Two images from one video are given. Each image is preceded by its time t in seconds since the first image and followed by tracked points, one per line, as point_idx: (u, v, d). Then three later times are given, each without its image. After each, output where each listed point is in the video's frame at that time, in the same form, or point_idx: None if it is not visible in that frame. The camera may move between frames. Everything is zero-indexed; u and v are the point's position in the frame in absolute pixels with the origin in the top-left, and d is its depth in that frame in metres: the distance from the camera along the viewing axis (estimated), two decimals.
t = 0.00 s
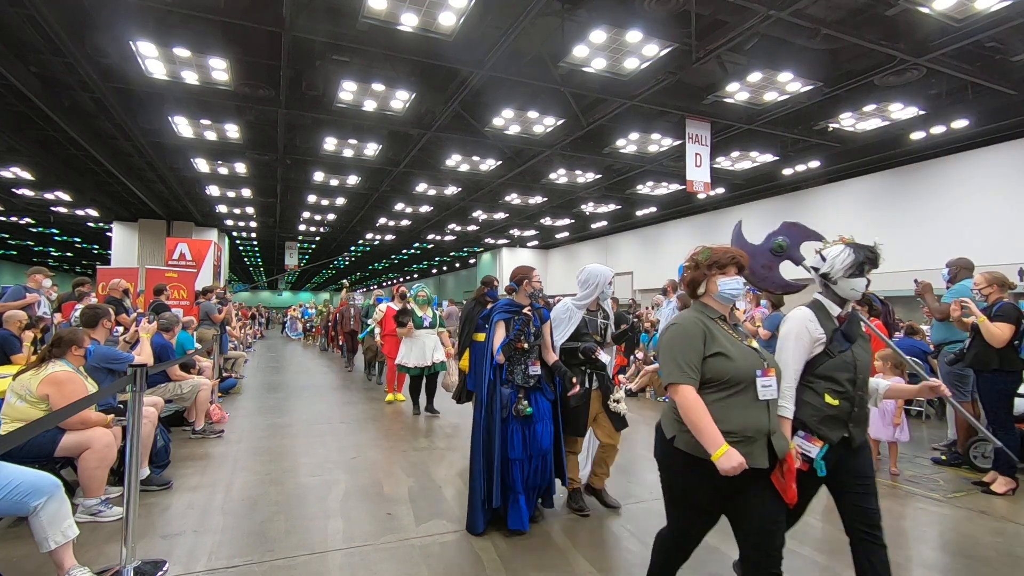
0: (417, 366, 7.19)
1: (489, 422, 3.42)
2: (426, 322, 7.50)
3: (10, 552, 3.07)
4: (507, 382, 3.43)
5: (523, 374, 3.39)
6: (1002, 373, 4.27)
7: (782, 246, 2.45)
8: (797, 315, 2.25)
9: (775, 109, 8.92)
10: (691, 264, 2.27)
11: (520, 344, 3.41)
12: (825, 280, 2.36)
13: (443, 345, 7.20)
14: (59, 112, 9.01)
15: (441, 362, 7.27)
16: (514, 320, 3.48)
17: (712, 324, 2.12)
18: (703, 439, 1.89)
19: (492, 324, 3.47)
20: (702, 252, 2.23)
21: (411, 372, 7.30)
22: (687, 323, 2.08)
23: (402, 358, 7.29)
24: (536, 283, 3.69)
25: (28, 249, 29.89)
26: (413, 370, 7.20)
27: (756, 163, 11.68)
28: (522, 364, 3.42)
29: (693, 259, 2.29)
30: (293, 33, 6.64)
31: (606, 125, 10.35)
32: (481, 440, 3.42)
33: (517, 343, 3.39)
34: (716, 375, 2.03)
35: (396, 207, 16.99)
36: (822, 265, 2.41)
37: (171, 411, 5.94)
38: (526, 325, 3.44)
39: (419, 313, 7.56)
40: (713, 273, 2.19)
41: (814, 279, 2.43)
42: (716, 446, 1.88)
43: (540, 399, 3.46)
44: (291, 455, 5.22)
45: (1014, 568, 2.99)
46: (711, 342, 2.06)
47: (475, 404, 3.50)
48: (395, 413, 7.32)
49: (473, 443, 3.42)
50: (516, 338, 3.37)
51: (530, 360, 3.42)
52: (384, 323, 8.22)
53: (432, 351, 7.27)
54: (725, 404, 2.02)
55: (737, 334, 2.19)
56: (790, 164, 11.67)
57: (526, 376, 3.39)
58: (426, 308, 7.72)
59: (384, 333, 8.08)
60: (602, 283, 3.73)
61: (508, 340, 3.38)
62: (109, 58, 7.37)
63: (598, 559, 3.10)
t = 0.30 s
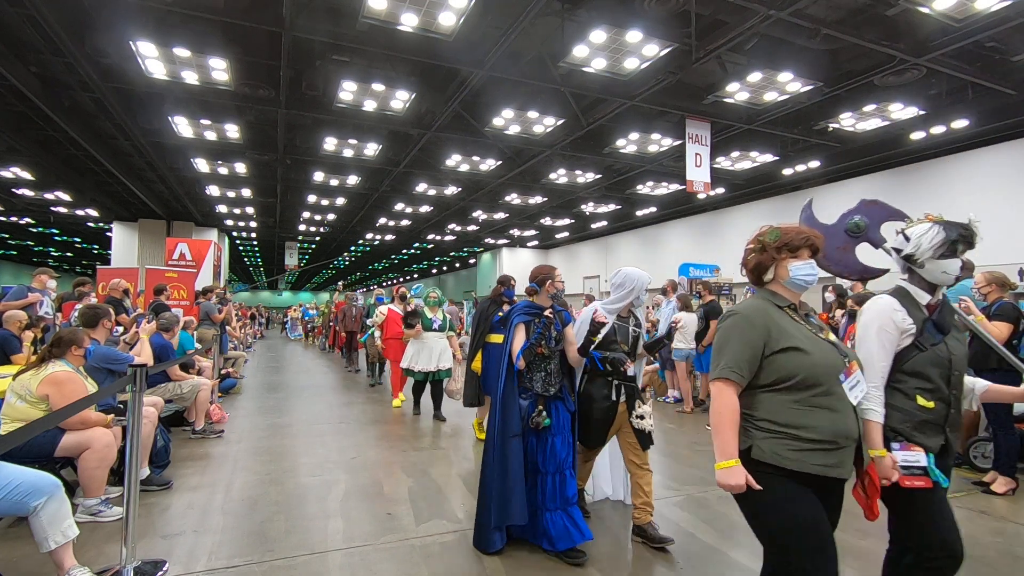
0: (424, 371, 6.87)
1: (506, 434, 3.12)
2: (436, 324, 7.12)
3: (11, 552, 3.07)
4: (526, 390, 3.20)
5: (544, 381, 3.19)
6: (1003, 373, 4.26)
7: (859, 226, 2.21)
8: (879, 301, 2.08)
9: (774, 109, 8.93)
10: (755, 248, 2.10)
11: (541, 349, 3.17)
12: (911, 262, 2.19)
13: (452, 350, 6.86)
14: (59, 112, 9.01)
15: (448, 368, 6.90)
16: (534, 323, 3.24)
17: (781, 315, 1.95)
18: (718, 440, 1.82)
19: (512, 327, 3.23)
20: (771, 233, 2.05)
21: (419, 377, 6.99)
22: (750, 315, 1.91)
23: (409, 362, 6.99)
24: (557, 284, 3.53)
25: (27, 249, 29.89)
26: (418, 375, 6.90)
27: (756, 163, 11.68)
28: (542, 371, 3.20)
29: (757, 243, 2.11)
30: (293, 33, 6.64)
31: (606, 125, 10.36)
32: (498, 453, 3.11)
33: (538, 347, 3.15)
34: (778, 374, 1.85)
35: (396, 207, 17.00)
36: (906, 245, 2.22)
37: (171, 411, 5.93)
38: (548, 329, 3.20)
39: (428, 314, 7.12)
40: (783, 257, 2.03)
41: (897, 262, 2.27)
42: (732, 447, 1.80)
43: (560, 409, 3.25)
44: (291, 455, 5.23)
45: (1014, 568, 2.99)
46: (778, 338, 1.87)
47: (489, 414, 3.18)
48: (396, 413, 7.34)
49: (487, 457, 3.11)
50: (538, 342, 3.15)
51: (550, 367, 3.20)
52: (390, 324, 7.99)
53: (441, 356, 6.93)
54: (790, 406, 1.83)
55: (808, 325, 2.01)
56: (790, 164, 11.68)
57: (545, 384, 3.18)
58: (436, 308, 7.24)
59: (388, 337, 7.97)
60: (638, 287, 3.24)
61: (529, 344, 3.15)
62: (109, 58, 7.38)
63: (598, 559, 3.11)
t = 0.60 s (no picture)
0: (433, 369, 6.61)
1: (531, 437, 2.94)
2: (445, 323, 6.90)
3: (10, 552, 3.08)
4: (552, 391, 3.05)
5: (571, 380, 3.05)
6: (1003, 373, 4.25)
7: (936, 227, 2.09)
8: (990, 315, 1.92)
9: (774, 109, 8.92)
10: (833, 246, 1.70)
11: (568, 347, 3.05)
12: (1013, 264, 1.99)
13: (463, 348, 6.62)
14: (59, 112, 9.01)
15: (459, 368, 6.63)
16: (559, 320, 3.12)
17: (871, 324, 1.58)
18: (779, 478, 1.52)
19: (535, 324, 3.09)
20: (856, 228, 1.65)
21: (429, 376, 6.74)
22: (834, 329, 1.56)
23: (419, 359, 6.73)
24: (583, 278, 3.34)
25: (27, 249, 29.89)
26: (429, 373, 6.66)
27: (756, 163, 11.68)
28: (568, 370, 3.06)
29: (835, 237, 1.71)
30: (293, 33, 6.64)
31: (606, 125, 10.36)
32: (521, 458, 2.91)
33: (565, 344, 3.03)
34: (874, 401, 1.51)
35: (396, 207, 16.99)
36: (1007, 246, 2.01)
37: (171, 412, 5.93)
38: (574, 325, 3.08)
39: (437, 313, 6.92)
40: (872, 256, 1.66)
41: (998, 265, 2.07)
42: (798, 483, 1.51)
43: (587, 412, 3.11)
44: (291, 455, 5.23)
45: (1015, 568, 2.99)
46: (871, 354, 1.52)
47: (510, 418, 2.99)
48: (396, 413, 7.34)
49: (511, 463, 2.90)
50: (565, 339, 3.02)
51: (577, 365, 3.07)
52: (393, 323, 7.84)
53: (451, 354, 6.65)
54: (893, 438, 1.49)
55: (904, 337, 1.62)
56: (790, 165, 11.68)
57: (573, 385, 3.04)
58: (446, 306, 6.99)
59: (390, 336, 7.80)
60: (676, 279, 3.01)
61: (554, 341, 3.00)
62: (108, 58, 7.39)
63: (599, 559, 3.11)
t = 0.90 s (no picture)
0: (446, 376, 6.43)
1: (559, 452, 2.73)
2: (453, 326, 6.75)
3: (10, 552, 3.08)
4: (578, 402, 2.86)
5: (597, 391, 2.88)
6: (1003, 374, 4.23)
7: None
8: None
9: (774, 109, 8.93)
10: (947, 224, 1.40)
11: (594, 355, 2.87)
12: None
13: (472, 352, 6.48)
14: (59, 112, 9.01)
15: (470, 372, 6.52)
16: (586, 326, 2.91)
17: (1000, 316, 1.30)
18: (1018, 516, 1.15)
19: (562, 330, 2.84)
20: (983, 202, 1.33)
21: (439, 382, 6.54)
22: (963, 321, 1.27)
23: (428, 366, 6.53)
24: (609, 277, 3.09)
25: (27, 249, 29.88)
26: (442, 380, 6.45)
27: (756, 163, 11.69)
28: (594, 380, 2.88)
29: (952, 212, 1.40)
30: (293, 33, 6.64)
31: (606, 125, 10.35)
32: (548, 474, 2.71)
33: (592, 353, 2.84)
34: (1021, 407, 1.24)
35: (396, 207, 16.99)
36: None
37: (171, 411, 5.93)
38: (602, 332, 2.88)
39: (444, 316, 6.76)
40: (1000, 238, 1.36)
41: None
42: (1022, 527, 1.15)
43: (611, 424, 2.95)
44: (291, 455, 5.23)
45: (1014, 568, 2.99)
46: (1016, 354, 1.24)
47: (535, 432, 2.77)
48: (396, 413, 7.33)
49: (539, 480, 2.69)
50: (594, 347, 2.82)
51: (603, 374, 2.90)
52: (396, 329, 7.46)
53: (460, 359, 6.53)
54: None
55: None
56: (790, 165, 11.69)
57: (600, 396, 2.87)
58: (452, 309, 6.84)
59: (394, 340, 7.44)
60: (707, 279, 2.83)
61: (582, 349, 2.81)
62: (109, 58, 7.39)
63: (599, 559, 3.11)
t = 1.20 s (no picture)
0: (457, 375, 6.12)
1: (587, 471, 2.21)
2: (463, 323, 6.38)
3: (11, 552, 3.08)
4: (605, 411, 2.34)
5: (625, 396, 2.36)
6: (1002, 373, 4.23)
7: None
8: None
9: (774, 109, 8.93)
10: None
11: (623, 357, 2.36)
12: None
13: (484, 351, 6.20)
14: (59, 112, 9.02)
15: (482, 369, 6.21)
16: (612, 323, 2.40)
17: None
18: None
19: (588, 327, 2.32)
20: None
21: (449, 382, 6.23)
22: None
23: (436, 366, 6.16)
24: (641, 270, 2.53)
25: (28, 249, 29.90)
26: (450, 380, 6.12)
27: (756, 163, 11.69)
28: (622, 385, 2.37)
29: None
30: (293, 33, 6.64)
31: (606, 125, 10.36)
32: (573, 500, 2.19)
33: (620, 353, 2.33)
34: None
35: (396, 207, 17.00)
36: None
37: (171, 412, 5.93)
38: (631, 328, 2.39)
39: (453, 313, 6.40)
40: None
41: None
42: None
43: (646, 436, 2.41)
44: (291, 455, 5.23)
45: (1013, 568, 3.00)
46: None
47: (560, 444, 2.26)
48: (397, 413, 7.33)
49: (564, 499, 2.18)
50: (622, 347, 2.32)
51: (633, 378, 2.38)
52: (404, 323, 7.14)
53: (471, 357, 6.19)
54: None
55: None
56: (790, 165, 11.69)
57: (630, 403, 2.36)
58: (461, 305, 6.50)
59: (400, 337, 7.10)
60: (749, 269, 2.35)
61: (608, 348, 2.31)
62: (109, 58, 7.39)
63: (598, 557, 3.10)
